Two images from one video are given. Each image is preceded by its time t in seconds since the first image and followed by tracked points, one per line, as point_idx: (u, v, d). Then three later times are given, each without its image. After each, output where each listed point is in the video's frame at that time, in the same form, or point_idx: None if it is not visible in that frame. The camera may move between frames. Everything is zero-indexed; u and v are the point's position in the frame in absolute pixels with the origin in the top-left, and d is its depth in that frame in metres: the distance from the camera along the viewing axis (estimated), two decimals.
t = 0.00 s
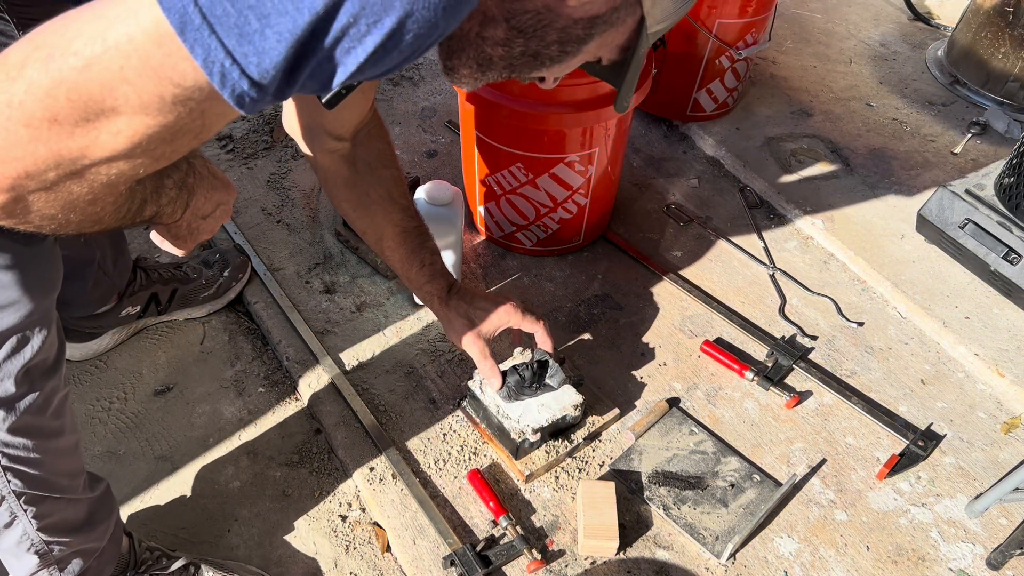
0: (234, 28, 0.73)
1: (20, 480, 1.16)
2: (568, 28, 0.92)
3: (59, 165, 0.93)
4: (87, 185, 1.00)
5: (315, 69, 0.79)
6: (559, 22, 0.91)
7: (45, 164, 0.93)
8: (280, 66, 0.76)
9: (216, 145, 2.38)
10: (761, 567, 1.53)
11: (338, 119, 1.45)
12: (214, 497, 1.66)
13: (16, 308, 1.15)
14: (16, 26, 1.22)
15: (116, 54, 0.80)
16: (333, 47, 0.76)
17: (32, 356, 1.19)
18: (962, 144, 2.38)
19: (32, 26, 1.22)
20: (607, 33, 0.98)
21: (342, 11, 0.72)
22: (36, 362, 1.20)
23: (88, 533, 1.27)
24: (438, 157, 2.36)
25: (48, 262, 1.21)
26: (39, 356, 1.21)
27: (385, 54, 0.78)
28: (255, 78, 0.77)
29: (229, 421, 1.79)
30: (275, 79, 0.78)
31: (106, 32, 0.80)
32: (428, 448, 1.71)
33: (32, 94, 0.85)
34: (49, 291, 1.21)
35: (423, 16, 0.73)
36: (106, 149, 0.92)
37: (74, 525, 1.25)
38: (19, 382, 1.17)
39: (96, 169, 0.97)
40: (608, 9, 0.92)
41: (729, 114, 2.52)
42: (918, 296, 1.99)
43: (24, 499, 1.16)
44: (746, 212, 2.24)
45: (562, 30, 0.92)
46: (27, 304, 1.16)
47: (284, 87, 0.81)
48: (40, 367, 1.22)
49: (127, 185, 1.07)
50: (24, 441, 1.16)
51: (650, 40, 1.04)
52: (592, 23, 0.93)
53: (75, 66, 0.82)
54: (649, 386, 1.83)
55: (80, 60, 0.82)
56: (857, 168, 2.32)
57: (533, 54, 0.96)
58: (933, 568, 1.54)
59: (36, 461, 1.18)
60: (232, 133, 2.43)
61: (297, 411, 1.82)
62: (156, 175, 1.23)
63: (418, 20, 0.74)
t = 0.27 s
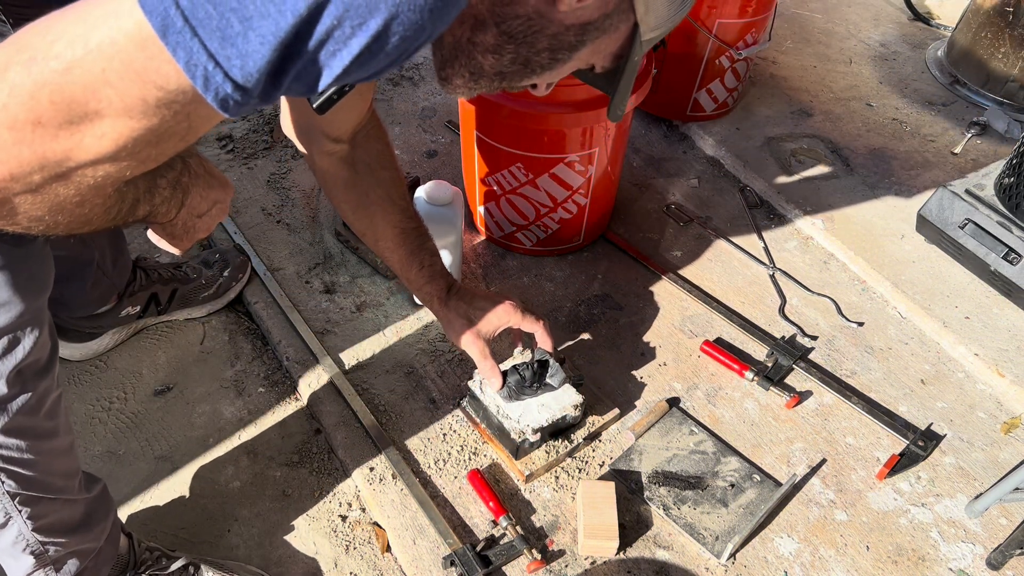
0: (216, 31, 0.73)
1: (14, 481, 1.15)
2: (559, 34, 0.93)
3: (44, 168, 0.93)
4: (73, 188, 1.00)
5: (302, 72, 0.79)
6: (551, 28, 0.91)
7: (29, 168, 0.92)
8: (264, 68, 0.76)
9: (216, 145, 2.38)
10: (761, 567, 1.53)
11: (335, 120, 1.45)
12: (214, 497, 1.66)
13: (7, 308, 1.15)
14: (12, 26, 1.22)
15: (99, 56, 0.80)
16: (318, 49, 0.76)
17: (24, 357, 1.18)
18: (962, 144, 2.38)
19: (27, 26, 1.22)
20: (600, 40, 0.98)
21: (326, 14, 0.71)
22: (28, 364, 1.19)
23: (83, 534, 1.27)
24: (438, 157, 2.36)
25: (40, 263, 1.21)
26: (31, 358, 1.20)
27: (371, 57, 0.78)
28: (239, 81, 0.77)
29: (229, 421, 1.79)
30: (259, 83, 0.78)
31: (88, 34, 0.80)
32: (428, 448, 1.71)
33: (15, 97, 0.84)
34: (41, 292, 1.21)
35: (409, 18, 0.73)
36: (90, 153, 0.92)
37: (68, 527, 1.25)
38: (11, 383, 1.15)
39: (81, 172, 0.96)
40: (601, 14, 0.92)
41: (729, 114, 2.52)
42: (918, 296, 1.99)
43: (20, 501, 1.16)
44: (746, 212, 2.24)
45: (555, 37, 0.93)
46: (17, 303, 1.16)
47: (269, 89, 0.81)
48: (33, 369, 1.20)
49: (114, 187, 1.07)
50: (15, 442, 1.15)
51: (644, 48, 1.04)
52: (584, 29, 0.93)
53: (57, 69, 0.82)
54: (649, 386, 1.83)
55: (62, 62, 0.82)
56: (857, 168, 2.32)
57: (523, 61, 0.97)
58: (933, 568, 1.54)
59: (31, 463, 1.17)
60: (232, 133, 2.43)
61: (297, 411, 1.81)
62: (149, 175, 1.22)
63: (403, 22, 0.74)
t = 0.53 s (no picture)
0: (202, 31, 0.72)
1: (12, 483, 1.15)
2: (556, 33, 0.92)
3: (36, 169, 0.94)
4: (64, 189, 1.00)
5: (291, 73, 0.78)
6: (548, 27, 0.90)
7: (21, 169, 0.93)
8: (251, 68, 0.75)
9: (215, 146, 2.38)
10: (761, 567, 1.53)
11: (335, 121, 1.46)
12: (214, 497, 1.66)
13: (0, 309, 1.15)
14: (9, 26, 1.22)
15: (85, 57, 0.81)
16: (307, 49, 0.75)
17: (19, 358, 1.18)
18: (962, 144, 2.38)
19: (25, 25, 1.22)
20: (598, 39, 0.98)
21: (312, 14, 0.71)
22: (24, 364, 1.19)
23: (82, 535, 1.27)
24: (438, 157, 2.36)
25: (35, 263, 1.20)
26: (27, 358, 1.20)
27: (361, 57, 0.77)
28: (226, 81, 0.76)
29: (228, 421, 1.79)
30: (247, 83, 0.77)
31: (75, 35, 0.81)
32: (428, 448, 1.71)
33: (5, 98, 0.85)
34: (36, 293, 1.21)
35: (398, 17, 0.72)
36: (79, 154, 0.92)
37: (66, 528, 1.25)
38: (8, 385, 1.15)
39: (73, 173, 0.97)
40: (598, 14, 0.92)
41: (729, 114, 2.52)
42: (918, 296, 1.99)
43: (19, 503, 1.16)
44: (746, 213, 2.24)
45: (552, 36, 0.92)
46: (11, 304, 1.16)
47: (259, 89, 0.80)
48: (29, 370, 1.20)
49: (107, 188, 1.07)
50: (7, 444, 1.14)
51: (645, 44, 1.04)
52: (582, 28, 0.93)
53: (43, 70, 0.83)
54: (649, 386, 1.83)
55: (48, 64, 0.82)
56: (857, 168, 2.32)
57: (522, 60, 0.96)
58: (933, 568, 1.54)
59: (30, 466, 1.17)
60: (232, 133, 2.43)
61: (297, 411, 1.81)
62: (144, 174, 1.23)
63: (391, 23, 0.73)
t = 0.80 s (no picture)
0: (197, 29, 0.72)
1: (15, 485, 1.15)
2: (555, 31, 0.92)
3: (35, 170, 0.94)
4: (61, 189, 1.00)
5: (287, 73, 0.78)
6: (546, 25, 0.90)
7: (19, 170, 0.93)
8: (249, 67, 0.75)
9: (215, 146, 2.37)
10: (761, 567, 1.53)
11: (333, 121, 1.45)
12: (214, 497, 1.66)
13: None
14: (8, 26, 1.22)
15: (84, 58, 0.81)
16: (304, 47, 0.75)
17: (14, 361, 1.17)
18: (962, 144, 2.38)
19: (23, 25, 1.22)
20: (596, 36, 0.98)
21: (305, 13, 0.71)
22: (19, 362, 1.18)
23: (82, 536, 1.27)
24: (438, 157, 2.36)
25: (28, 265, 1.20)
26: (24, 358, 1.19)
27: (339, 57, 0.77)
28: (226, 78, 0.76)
29: (228, 421, 1.79)
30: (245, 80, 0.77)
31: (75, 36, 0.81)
32: (428, 448, 1.71)
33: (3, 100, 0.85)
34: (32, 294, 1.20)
35: (396, 15, 0.72)
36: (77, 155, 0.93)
37: (67, 529, 1.25)
38: (6, 387, 1.15)
39: (70, 174, 0.97)
40: (596, 12, 0.92)
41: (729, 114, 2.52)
42: (918, 296, 1.99)
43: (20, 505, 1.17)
44: (746, 213, 2.24)
45: (550, 34, 0.92)
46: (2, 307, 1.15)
47: (257, 88, 0.80)
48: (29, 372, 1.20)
49: (106, 188, 1.08)
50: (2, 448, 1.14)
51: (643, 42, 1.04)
52: (580, 26, 0.93)
53: (41, 70, 0.82)
54: (649, 386, 1.83)
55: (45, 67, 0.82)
56: (857, 168, 2.32)
57: (520, 58, 0.96)
58: (934, 568, 1.54)
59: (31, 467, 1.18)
60: (232, 133, 2.43)
61: (297, 411, 1.82)
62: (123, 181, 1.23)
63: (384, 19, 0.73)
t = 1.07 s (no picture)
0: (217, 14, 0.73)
1: (38, 492, 1.18)
2: None
3: (56, 171, 0.93)
4: (82, 194, 0.99)
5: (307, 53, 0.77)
6: None
7: (37, 170, 0.93)
8: (268, 50, 0.75)
9: (215, 146, 2.38)
10: (761, 567, 1.53)
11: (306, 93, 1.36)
12: (214, 497, 1.66)
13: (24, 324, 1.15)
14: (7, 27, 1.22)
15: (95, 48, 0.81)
16: (322, 27, 0.74)
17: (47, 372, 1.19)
18: (962, 144, 2.38)
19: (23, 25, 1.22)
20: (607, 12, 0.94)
21: None
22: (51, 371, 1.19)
23: (94, 543, 1.27)
24: (438, 157, 2.36)
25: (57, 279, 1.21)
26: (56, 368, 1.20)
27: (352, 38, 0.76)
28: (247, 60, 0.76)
29: (229, 421, 1.79)
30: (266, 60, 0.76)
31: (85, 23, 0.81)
32: (428, 448, 1.71)
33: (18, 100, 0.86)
34: (63, 305, 1.21)
35: None
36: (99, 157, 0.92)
37: (85, 535, 1.26)
38: (38, 399, 1.17)
39: (89, 176, 0.96)
40: None
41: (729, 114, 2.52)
42: (918, 296, 1.99)
43: (39, 509, 1.18)
44: (746, 212, 2.23)
45: None
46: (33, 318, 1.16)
47: (279, 73, 0.79)
48: (61, 382, 1.21)
49: (130, 195, 1.06)
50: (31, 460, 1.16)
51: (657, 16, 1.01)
52: None
53: (57, 62, 0.83)
54: (649, 386, 1.83)
55: (60, 59, 0.83)
56: (857, 168, 2.32)
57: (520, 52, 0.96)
58: (933, 568, 1.54)
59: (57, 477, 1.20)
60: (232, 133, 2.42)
61: (297, 411, 1.81)
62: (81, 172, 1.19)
63: None
